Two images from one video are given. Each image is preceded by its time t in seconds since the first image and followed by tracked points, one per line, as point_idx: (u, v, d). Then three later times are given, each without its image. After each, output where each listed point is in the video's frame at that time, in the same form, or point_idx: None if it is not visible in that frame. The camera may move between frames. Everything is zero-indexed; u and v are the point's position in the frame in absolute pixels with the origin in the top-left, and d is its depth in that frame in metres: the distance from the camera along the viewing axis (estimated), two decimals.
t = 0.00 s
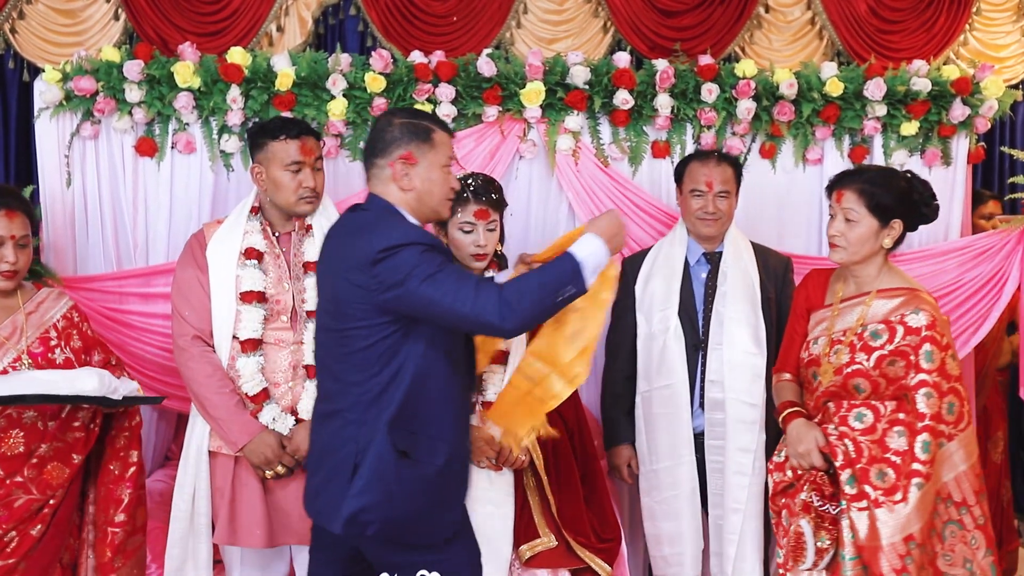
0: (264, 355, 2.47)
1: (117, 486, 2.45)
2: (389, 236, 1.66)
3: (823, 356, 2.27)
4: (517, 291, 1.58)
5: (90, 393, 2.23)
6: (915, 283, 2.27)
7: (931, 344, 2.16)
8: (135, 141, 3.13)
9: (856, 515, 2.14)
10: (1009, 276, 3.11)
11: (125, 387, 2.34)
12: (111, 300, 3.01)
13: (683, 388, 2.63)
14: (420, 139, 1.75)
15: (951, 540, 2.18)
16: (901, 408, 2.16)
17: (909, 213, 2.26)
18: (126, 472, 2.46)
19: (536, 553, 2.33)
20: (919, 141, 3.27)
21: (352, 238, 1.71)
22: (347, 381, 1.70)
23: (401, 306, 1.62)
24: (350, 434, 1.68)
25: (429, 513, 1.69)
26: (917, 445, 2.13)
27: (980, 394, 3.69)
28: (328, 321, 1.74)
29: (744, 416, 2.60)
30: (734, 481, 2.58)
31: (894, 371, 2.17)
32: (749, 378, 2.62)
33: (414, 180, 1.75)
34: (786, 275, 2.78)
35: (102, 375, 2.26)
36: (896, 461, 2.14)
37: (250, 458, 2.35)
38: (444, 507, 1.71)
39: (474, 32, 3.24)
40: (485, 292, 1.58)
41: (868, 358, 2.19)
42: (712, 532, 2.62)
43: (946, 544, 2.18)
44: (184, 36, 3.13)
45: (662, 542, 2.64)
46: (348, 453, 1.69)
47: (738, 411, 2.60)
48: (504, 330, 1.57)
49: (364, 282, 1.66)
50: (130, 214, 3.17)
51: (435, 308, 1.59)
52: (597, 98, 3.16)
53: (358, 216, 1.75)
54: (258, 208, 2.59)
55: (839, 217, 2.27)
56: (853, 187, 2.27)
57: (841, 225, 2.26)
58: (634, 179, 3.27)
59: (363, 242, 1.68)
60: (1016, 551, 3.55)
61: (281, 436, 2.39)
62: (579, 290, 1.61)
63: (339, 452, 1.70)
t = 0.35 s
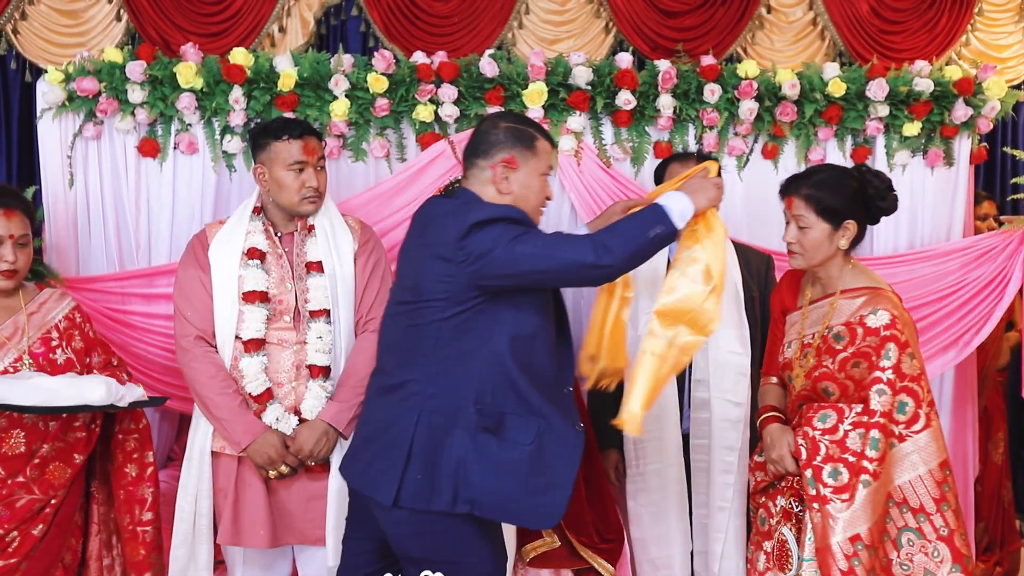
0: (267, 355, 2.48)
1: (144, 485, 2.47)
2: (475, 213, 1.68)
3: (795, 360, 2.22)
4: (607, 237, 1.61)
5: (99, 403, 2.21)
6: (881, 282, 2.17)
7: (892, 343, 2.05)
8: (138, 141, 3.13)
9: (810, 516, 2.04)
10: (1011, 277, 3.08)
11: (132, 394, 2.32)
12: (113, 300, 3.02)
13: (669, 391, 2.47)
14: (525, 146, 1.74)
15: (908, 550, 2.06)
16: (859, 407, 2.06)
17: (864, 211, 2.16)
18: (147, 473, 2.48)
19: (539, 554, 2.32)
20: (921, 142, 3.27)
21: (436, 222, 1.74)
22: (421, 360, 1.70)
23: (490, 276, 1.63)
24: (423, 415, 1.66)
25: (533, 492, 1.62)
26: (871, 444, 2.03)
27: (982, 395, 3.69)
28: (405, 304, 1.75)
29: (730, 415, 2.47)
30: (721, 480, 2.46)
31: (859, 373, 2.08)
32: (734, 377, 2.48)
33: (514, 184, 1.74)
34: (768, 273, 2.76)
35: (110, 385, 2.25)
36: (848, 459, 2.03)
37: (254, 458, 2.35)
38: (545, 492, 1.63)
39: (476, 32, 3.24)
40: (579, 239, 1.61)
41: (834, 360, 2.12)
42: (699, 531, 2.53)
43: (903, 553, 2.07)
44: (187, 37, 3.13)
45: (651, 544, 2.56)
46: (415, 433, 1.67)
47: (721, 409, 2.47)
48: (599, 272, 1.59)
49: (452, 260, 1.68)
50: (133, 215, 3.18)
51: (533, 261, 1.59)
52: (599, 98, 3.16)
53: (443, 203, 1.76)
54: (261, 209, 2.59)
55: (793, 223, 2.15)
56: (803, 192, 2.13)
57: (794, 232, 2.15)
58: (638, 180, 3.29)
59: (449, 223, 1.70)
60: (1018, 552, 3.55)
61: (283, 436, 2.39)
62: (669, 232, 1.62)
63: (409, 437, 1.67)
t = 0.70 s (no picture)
0: (268, 354, 2.48)
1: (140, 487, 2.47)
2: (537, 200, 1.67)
3: (777, 363, 2.19)
4: (678, 200, 1.60)
5: (118, 386, 2.16)
6: (856, 279, 2.15)
7: (875, 339, 2.04)
8: (138, 141, 3.14)
9: (803, 513, 2.04)
10: (1010, 277, 3.10)
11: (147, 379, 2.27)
12: (113, 300, 3.02)
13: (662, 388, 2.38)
14: (588, 163, 1.77)
15: (910, 546, 2.04)
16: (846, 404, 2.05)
17: (821, 213, 2.04)
18: (143, 474, 2.48)
19: (539, 553, 2.33)
20: (920, 142, 3.27)
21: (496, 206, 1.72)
22: (466, 337, 1.67)
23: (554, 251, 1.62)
24: (451, 398, 1.65)
25: (551, 482, 1.63)
26: (857, 440, 2.02)
27: (981, 395, 3.69)
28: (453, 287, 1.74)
29: (722, 416, 2.44)
30: (712, 477, 2.40)
31: (843, 372, 2.06)
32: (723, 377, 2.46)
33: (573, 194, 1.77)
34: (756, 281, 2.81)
35: (128, 368, 2.19)
36: (837, 454, 2.03)
37: (253, 458, 2.35)
38: (563, 481, 1.64)
39: (476, 32, 3.24)
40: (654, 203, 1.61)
41: (817, 360, 2.10)
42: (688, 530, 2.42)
43: (906, 550, 2.04)
44: (186, 37, 3.13)
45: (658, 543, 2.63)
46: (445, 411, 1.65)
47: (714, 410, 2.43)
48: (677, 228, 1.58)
49: (518, 240, 1.66)
50: (132, 214, 3.18)
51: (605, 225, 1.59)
52: (598, 98, 3.16)
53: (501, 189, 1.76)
54: (261, 209, 2.59)
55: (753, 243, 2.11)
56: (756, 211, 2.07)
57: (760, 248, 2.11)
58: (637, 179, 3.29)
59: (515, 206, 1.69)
60: (1017, 552, 3.55)
61: (284, 436, 2.39)
62: (736, 200, 1.61)
63: (436, 416, 1.66)
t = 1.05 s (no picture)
0: (269, 354, 2.48)
1: (133, 486, 2.46)
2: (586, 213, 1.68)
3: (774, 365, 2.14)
4: (727, 233, 1.66)
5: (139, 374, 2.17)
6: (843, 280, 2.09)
7: (863, 338, 1.97)
8: (138, 140, 3.13)
9: (806, 516, 1.98)
10: (1011, 276, 3.10)
11: (162, 370, 2.28)
12: (114, 299, 3.02)
13: (660, 388, 2.42)
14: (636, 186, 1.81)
15: (913, 538, 1.97)
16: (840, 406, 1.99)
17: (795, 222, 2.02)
18: (139, 474, 2.47)
19: (539, 552, 2.33)
20: (921, 141, 3.27)
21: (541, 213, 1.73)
22: (492, 337, 1.68)
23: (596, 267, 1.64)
24: (472, 399, 1.66)
25: (570, 491, 1.67)
26: (855, 441, 1.95)
27: (982, 395, 3.69)
28: (485, 286, 1.75)
29: (721, 413, 2.37)
30: (711, 478, 2.35)
31: (834, 372, 2.00)
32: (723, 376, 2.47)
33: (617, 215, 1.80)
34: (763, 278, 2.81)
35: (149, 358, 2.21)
36: (837, 456, 1.96)
37: (255, 457, 2.35)
38: (587, 488, 1.68)
39: (476, 31, 3.24)
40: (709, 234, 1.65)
41: (806, 362, 2.05)
42: (687, 530, 2.45)
43: (909, 541, 1.97)
44: (186, 36, 3.13)
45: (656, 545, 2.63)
46: (464, 411, 1.66)
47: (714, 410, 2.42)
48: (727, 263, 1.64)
49: (567, 249, 1.66)
50: (133, 214, 3.18)
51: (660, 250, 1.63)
52: (598, 98, 3.16)
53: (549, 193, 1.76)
54: (262, 208, 2.59)
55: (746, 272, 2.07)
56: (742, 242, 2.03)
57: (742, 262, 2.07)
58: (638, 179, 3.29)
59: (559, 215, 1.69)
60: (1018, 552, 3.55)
61: (285, 435, 2.39)
62: (780, 242, 1.69)
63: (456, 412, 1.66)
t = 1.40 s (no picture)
0: (269, 354, 2.48)
1: (140, 489, 2.46)
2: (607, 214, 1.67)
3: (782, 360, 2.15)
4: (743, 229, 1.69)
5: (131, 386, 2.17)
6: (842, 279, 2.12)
7: (858, 336, 1.98)
8: (138, 141, 3.13)
9: (795, 512, 1.96)
10: (1011, 277, 3.08)
11: (158, 379, 2.28)
12: (113, 299, 3.02)
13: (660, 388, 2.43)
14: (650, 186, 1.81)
15: (895, 534, 1.98)
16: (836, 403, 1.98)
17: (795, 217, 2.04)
18: (145, 477, 2.47)
19: (540, 553, 2.31)
20: (921, 141, 3.27)
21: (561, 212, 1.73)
22: (513, 335, 1.69)
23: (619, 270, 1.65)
24: (493, 398, 1.67)
25: (589, 491, 1.68)
26: (848, 438, 1.94)
27: (982, 395, 3.69)
28: (502, 286, 1.75)
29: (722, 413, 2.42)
30: (711, 479, 2.39)
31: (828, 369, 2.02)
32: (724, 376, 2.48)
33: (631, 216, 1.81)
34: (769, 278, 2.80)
35: (142, 369, 2.20)
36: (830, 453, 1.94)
37: (255, 457, 2.35)
38: (603, 489, 1.69)
39: (476, 31, 3.24)
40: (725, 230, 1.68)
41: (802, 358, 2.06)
42: (687, 531, 2.46)
43: (891, 537, 1.99)
44: (186, 36, 3.13)
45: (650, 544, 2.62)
46: (484, 410, 1.66)
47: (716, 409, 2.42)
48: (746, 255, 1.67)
49: (591, 249, 1.66)
50: (133, 215, 3.17)
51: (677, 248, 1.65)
52: (599, 98, 3.16)
53: (563, 189, 1.77)
54: (261, 208, 2.59)
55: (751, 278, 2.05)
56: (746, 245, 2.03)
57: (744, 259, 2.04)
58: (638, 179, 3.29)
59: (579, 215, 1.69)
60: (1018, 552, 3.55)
61: (285, 436, 2.39)
62: (793, 237, 1.72)
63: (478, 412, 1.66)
